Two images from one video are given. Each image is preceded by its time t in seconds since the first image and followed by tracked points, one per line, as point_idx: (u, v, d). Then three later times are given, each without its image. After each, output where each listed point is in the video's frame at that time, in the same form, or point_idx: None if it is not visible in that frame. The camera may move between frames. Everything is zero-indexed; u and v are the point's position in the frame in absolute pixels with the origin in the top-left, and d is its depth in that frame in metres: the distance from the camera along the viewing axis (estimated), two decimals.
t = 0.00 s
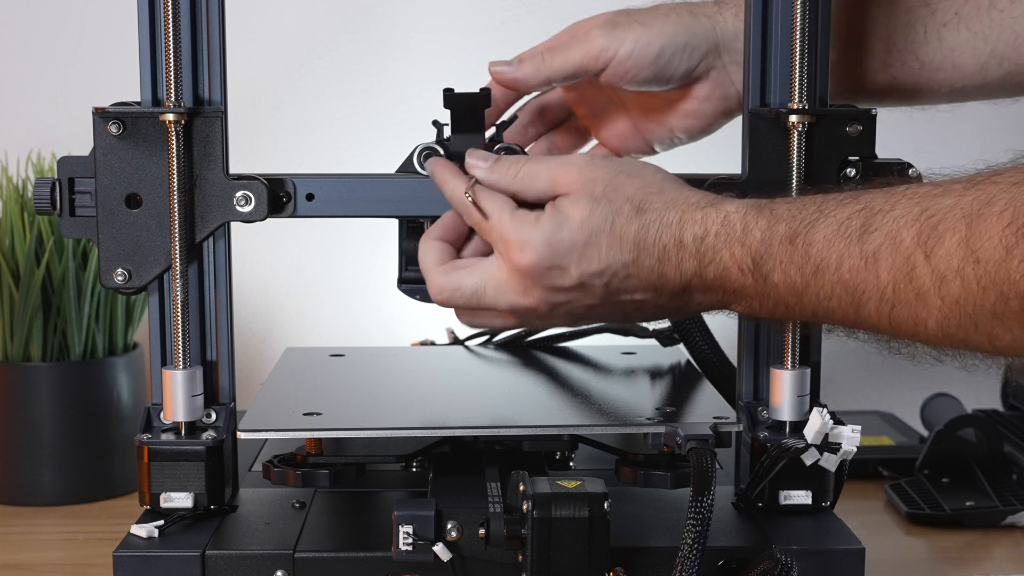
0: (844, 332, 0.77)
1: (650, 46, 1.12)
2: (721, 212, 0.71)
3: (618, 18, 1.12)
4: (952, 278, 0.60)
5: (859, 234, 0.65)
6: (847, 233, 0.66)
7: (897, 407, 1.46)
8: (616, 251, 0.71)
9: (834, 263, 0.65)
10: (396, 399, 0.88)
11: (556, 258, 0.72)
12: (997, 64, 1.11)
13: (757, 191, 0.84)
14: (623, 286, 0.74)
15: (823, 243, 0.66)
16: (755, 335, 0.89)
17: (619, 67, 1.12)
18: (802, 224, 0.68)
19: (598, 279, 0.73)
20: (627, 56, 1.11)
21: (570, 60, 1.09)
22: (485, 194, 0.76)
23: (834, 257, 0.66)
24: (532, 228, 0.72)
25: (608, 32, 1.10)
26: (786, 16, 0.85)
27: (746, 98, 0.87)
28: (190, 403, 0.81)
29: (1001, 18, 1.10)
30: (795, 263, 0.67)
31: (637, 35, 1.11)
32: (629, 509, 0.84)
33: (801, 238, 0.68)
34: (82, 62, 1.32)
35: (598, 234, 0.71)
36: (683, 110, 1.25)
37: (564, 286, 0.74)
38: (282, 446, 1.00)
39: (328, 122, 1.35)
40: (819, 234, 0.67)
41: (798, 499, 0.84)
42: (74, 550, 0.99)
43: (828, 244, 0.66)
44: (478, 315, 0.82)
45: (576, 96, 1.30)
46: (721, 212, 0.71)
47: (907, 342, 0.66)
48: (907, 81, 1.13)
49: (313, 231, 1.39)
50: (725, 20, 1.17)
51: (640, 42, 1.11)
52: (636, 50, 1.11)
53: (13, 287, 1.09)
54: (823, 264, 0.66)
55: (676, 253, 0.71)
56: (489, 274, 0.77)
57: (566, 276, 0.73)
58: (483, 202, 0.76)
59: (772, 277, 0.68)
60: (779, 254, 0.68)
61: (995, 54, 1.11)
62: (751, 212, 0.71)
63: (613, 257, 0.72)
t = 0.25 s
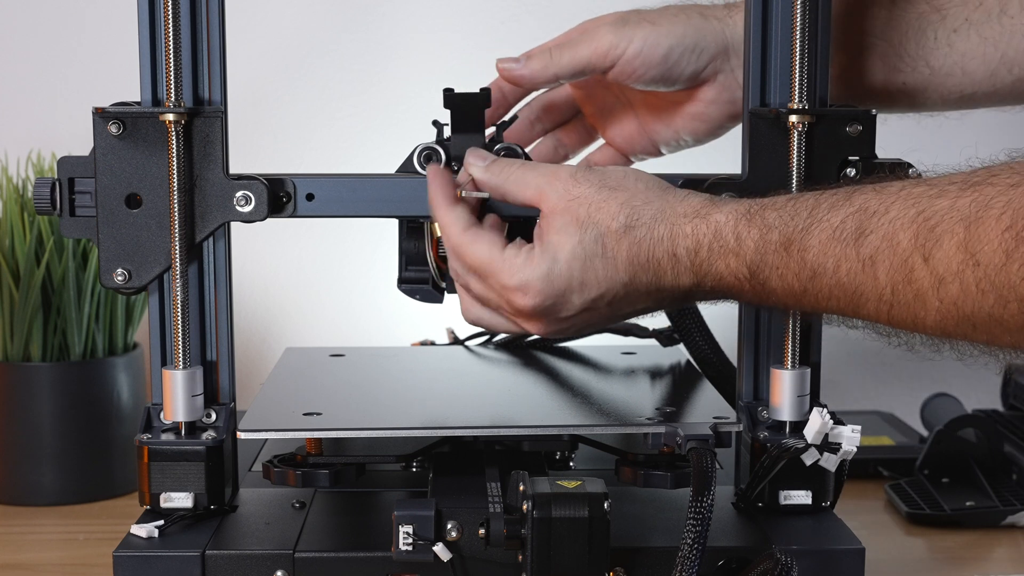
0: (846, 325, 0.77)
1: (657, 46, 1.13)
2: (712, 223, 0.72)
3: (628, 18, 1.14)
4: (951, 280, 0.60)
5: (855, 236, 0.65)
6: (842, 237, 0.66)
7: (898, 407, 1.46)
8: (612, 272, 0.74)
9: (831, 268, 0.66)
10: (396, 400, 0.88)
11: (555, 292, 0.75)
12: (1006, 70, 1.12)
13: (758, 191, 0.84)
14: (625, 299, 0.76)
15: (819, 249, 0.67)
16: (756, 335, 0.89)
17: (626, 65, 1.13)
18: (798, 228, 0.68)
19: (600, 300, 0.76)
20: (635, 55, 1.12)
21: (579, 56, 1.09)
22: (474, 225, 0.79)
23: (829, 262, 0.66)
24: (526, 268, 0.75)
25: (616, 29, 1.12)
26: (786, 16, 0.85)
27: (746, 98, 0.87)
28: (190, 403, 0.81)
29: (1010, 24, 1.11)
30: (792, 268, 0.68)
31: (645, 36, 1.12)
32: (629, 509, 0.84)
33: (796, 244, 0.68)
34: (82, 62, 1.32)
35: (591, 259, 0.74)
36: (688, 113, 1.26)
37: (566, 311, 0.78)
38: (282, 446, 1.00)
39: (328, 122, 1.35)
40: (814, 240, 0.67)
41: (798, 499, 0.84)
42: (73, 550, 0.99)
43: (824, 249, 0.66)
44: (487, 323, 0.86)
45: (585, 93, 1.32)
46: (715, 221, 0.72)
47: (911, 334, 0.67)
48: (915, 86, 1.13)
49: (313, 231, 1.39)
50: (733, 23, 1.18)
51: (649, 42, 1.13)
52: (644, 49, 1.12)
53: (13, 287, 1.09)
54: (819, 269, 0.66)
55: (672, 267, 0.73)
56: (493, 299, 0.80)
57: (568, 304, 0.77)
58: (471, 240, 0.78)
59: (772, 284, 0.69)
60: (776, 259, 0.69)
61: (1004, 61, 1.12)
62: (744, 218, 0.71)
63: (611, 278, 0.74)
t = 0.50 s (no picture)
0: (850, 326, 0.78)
1: (650, 46, 1.14)
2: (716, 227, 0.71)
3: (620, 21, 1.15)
4: (958, 279, 0.60)
5: (860, 237, 0.65)
6: (847, 238, 0.66)
7: (897, 407, 1.46)
8: (614, 279, 0.74)
9: (837, 269, 0.66)
10: (396, 400, 0.88)
11: (558, 301, 0.75)
12: (1001, 71, 1.11)
13: (758, 191, 0.84)
14: (629, 305, 0.76)
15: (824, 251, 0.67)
16: (756, 335, 0.89)
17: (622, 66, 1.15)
18: (802, 228, 0.68)
19: (604, 308, 0.76)
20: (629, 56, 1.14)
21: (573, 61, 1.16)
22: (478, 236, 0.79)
23: (835, 263, 0.66)
24: (527, 278, 0.75)
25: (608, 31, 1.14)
26: (786, 16, 0.85)
27: (746, 98, 0.87)
28: (190, 403, 0.81)
29: (1004, 25, 1.10)
30: (798, 271, 0.68)
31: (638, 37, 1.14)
32: (629, 509, 0.84)
33: (801, 246, 0.68)
34: (82, 62, 1.32)
35: (592, 267, 0.74)
36: (683, 117, 1.25)
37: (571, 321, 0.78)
38: (283, 446, 1.00)
39: (328, 122, 1.35)
40: (819, 241, 0.67)
41: (798, 499, 0.84)
42: (73, 550, 0.99)
43: (829, 250, 0.67)
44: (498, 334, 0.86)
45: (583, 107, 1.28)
46: (718, 224, 0.72)
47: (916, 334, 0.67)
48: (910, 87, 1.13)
49: (313, 231, 1.39)
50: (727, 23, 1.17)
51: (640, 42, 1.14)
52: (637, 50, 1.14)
53: (13, 287, 1.09)
54: (825, 271, 0.67)
55: (676, 270, 0.73)
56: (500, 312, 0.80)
57: (572, 314, 0.77)
58: (474, 252, 0.78)
59: (777, 287, 0.69)
60: (781, 261, 0.69)
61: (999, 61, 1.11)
62: (747, 220, 0.71)
63: (613, 285, 0.74)
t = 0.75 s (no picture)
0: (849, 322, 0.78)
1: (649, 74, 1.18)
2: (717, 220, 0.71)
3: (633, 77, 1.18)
4: (961, 273, 0.61)
5: (863, 231, 0.66)
6: (850, 231, 0.66)
7: (897, 407, 1.46)
8: (616, 269, 0.73)
9: (840, 263, 0.66)
10: (396, 399, 0.88)
11: (559, 288, 0.74)
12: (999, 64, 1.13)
13: (757, 192, 0.84)
14: (630, 297, 0.76)
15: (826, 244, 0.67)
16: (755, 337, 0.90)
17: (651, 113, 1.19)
18: (805, 223, 0.68)
19: (605, 298, 0.75)
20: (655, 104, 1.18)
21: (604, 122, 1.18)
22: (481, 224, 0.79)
23: (839, 256, 0.66)
24: (528, 263, 0.74)
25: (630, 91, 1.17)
26: (786, 16, 0.85)
27: (746, 98, 0.87)
28: (189, 403, 0.81)
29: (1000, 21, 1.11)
30: (801, 264, 0.68)
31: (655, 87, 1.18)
32: (629, 509, 0.84)
33: (804, 240, 0.68)
34: (82, 62, 1.32)
35: (595, 256, 0.73)
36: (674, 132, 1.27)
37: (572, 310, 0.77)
38: (282, 446, 1.00)
39: (328, 122, 1.35)
40: (822, 234, 0.67)
41: (798, 499, 0.84)
42: (74, 550, 0.99)
43: (832, 243, 0.67)
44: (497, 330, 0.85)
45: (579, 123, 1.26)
46: (722, 217, 0.71)
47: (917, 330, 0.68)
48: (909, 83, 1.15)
49: (313, 231, 1.39)
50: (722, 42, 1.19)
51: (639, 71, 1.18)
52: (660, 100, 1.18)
53: (12, 287, 1.09)
54: (828, 264, 0.67)
55: (678, 262, 0.72)
56: (498, 304, 0.79)
57: (572, 302, 0.76)
58: (476, 237, 0.77)
59: (779, 280, 0.69)
60: (783, 254, 0.69)
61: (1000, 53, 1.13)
62: (751, 213, 0.71)
63: (615, 275, 0.73)
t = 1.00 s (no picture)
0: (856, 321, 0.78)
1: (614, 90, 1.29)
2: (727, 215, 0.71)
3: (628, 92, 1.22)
4: (974, 265, 0.60)
5: (874, 225, 0.66)
6: (861, 226, 0.66)
7: (898, 407, 1.46)
8: (625, 260, 0.73)
9: (851, 258, 0.66)
10: (396, 400, 0.88)
11: (565, 275, 0.74)
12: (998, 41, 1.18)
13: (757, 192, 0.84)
14: (635, 290, 0.75)
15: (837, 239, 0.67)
16: (755, 338, 0.90)
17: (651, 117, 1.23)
18: (815, 218, 0.69)
19: (610, 289, 0.75)
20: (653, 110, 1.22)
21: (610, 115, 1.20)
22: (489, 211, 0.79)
23: (850, 249, 0.66)
24: (535, 248, 0.74)
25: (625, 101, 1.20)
26: (786, 16, 0.85)
27: (746, 98, 0.87)
28: (189, 403, 0.81)
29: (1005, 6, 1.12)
30: (812, 258, 0.68)
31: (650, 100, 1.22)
32: (629, 509, 0.84)
33: (814, 234, 0.68)
34: (82, 62, 1.32)
35: (604, 245, 0.73)
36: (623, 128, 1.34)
37: (575, 299, 0.76)
38: (282, 447, 1.00)
39: (328, 122, 1.35)
40: (832, 229, 0.67)
41: (798, 499, 0.84)
42: (73, 550, 0.99)
43: (843, 237, 0.67)
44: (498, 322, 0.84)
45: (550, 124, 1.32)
46: (732, 212, 0.71)
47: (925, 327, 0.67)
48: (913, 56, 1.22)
49: (313, 231, 1.39)
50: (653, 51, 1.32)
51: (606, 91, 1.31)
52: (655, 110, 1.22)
53: (12, 287, 1.09)
54: (838, 258, 0.67)
55: (687, 255, 0.72)
56: (500, 290, 0.79)
57: (576, 289, 0.75)
58: (483, 222, 0.78)
59: (788, 275, 0.69)
60: (793, 248, 0.69)
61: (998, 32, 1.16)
62: (761, 208, 0.71)
63: (623, 266, 0.73)
